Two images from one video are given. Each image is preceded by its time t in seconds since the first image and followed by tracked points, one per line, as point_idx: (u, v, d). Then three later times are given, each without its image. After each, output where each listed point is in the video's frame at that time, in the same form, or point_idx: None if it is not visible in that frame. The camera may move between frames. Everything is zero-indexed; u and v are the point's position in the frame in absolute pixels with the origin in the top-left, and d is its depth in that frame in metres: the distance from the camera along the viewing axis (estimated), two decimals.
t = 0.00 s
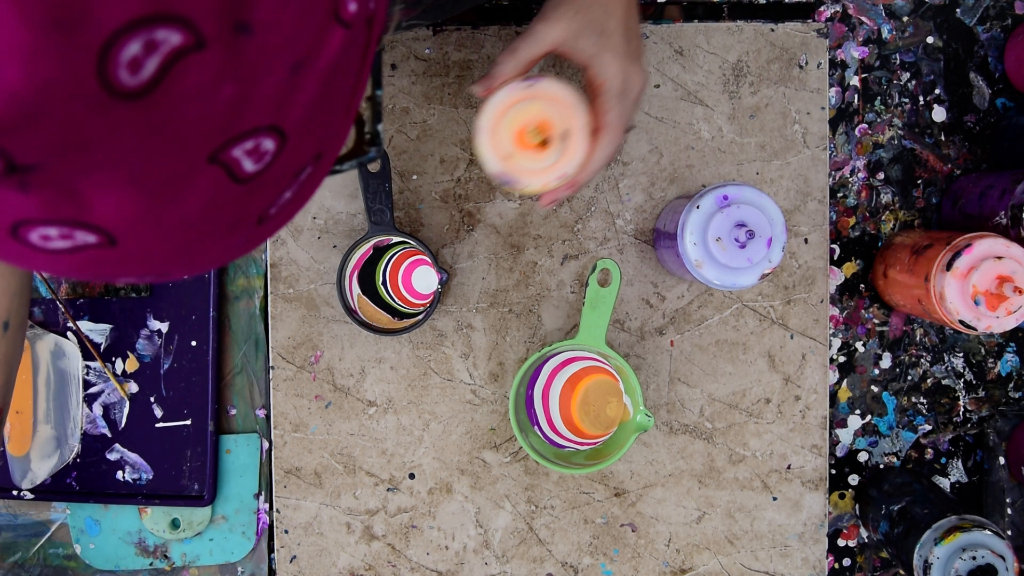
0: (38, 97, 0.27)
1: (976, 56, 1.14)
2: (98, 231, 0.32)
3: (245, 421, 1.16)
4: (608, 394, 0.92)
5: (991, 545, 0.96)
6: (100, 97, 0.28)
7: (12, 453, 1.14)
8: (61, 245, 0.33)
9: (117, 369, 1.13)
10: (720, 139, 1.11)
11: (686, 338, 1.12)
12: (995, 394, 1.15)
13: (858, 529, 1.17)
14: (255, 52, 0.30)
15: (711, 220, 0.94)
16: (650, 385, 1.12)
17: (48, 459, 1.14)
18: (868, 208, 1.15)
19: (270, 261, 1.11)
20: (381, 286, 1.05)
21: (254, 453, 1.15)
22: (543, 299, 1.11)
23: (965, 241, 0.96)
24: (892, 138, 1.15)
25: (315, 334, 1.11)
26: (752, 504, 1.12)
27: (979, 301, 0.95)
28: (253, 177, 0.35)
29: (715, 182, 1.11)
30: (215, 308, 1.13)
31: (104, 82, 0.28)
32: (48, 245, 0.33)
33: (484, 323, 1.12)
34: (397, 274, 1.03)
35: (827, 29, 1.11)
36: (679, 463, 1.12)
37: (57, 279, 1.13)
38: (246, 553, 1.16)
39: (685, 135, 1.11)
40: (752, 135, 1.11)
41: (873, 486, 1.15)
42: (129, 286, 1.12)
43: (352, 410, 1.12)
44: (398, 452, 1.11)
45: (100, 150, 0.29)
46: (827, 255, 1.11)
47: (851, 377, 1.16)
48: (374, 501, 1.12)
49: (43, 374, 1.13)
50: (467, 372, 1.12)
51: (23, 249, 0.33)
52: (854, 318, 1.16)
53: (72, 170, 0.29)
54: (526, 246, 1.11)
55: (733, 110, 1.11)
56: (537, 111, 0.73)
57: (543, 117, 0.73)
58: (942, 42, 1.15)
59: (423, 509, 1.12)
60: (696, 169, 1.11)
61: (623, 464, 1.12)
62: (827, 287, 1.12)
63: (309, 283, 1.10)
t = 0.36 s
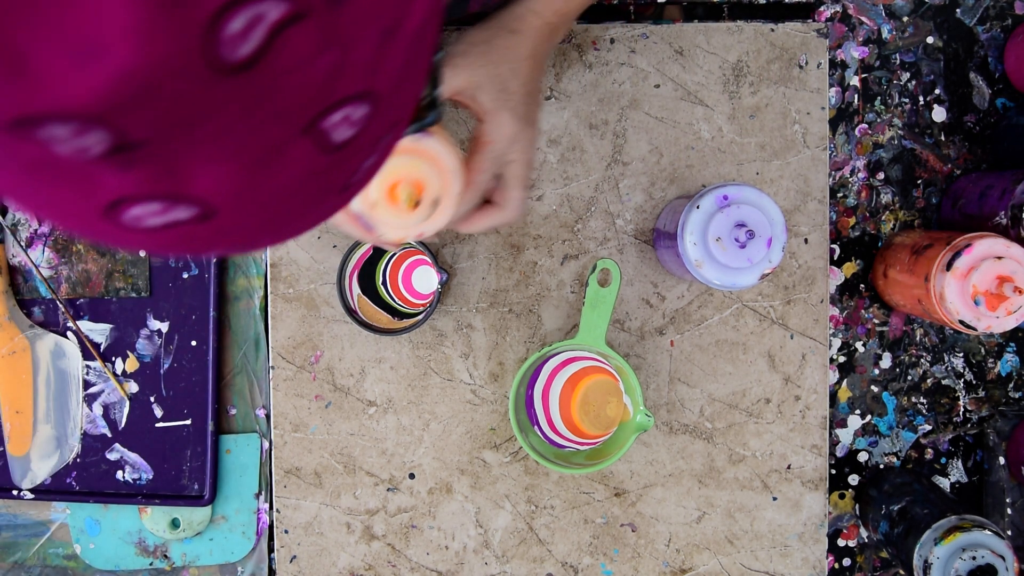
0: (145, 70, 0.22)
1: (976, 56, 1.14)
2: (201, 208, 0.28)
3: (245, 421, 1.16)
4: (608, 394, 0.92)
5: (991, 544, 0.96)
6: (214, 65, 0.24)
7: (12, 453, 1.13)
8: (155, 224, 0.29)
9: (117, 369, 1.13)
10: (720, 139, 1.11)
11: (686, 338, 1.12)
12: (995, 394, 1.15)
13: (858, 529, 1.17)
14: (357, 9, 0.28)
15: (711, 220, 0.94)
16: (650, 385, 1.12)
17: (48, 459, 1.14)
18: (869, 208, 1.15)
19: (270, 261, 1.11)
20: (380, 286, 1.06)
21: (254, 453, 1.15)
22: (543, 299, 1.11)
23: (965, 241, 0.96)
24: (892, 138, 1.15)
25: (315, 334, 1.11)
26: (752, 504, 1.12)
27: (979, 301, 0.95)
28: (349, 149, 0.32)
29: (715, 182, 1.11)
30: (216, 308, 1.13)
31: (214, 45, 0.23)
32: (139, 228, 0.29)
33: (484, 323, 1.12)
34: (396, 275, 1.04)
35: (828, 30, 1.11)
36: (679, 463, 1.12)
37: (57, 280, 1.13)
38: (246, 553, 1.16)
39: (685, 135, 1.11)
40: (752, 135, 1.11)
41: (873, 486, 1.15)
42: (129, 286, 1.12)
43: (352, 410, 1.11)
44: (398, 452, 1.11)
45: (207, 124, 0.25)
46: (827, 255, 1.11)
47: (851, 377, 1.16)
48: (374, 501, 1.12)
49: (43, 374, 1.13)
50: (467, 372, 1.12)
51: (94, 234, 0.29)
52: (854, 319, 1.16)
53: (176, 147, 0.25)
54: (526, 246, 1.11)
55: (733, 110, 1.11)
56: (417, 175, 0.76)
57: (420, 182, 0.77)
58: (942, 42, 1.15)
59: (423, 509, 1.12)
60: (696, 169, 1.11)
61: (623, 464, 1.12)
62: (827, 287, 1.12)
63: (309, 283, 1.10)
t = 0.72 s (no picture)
0: (519, 36, 0.27)
1: (976, 56, 1.14)
2: (484, 163, 0.36)
3: (245, 421, 1.16)
4: (607, 394, 0.92)
5: (991, 545, 0.96)
6: (570, 28, 0.28)
7: (12, 453, 1.14)
8: (443, 175, 0.37)
9: (117, 369, 1.13)
10: (720, 139, 1.11)
11: (686, 338, 1.12)
12: (995, 395, 1.15)
13: (858, 529, 1.17)
14: None
15: (711, 220, 0.94)
16: (650, 385, 1.12)
17: (48, 459, 1.14)
18: (868, 208, 1.15)
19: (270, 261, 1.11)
20: (381, 286, 1.04)
21: (255, 453, 1.15)
22: (543, 299, 1.11)
23: (965, 241, 0.96)
24: (891, 138, 1.15)
25: (315, 334, 1.11)
26: (752, 504, 1.12)
27: (979, 301, 0.95)
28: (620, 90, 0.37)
29: (715, 182, 1.11)
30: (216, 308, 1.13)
31: (574, 11, 0.27)
32: (433, 176, 0.37)
33: (484, 323, 1.12)
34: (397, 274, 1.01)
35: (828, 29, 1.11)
36: (679, 463, 1.12)
37: (57, 279, 1.13)
38: (246, 553, 1.16)
39: (685, 135, 1.11)
40: (752, 135, 1.11)
41: (873, 486, 1.15)
42: (129, 286, 1.12)
43: (352, 410, 1.11)
44: (398, 452, 1.11)
45: (541, 73, 0.30)
46: (827, 255, 1.11)
47: (851, 377, 1.16)
48: (374, 501, 1.12)
49: (43, 374, 1.13)
50: (467, 372, 1.12)
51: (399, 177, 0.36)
52: (854, 318, 1.16)
53: (509, 96, 0.31)
54: (526, 246, 1.11)
55: (732, 110, 1.11)
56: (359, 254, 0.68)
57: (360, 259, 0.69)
58: (942, 42, 1.15)
59: (423, 509, 1.12)
60: (696, 169, 1.11)
61: (623, 464, 1.12)
62: (827, 287, 1.12)
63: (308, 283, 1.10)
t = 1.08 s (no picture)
0: (789, 86, 0.27)
1: (976, 56, 1.14)
2: (687, 199, 0.36)
3: (245, 421, 1.16)
4: (608, 394, 0.92)
5: (991, 545, 0.96)
6: (822, 68, 0.28)
7: (12, 453, 1.14)
8: (647, 209, 0.36)
9: (118, 369, 1.13)
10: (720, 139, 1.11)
11: (686, 338, 1.12)
12: (995, 395, 1.15)
13: (858, 529, 1.17)
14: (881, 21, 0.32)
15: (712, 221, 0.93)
16: (650, 385, 1.12)
17: (48, 459, 1.14)
18: (868, 208, 1.15)
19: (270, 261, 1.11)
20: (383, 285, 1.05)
21: (255, 453, 1.15)
22: (543, 299, 1.11)
23: (965, 241, 0.96)
24: (892, 138, 1.15)
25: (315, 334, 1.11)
26: (752, 504, 1.12)
27: (979, 301, 0.95)
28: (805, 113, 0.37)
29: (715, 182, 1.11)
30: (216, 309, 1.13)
31: (830, 50, 0.27)
32: (634, 211, 0.36)
33: (484, 323, 1.12)
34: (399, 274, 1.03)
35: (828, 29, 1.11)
36: (679, 463, 1.12)
37: (57, 280, 1.13)
38: (246, 553, 1.16)
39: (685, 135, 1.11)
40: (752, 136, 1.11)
41: (873, 486, 1.15)
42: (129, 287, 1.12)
43: (352, 410, 1.11)
44: (398, 452, 1.11)
45: (781, 118, 0.30)
46: (827, 255, 1.11)
47: (851, 377, 1.16)
48: (374, 501, 1.12)
49: (43, 374, 1.13)
50: (467, 372, 1.11)
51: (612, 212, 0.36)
52: (854, 319, 1.16)
53: (751, 139, 0.31)
54: (526, 246, 1.11)
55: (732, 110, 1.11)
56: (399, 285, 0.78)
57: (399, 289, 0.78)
58: (942, 42, 1.15)
59: (423, 509, 1.12)
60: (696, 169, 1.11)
61: (623, 464, 1.12)
62: (827, 287, 1.12)
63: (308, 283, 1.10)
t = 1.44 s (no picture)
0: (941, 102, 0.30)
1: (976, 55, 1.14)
2: (804, 208, 0.37)
3: (245, 421, 1.16)
4: (608, 394, 0.92)
5: (991, 545, 0.96)
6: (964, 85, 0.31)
7: (12, 453, 1.14)
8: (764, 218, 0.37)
9: (117, 369, 1.13)
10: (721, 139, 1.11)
11: (686, 338, 1.12)
12: (995, 395, 1.15)
13: (858, 528, 1.17)
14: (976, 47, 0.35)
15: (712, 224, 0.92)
16: (650, 385, 1.12)
17: (48, 459, 1.14)
18: (868, 208, 1.15)
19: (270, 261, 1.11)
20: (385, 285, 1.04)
21: (255, 453, 1.15)
22: (543, 299, 1.11)
23: (966, 241, 0.96)
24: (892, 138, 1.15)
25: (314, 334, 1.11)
26: (752, 504, 1.12)
27: (979, 301, 0.95)
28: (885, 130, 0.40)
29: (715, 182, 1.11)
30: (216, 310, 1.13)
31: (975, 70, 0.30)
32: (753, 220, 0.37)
33: (484, 323, 1.12)
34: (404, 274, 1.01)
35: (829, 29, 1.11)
36: (679, 463, 1.12)
37: (57, 280, 1.13)
38: (247, 553, 1.16)
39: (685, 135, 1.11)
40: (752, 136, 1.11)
41: (873, 486, 1.15)
42: (129, 287, 1.12)
43: (352, 410, 1.12)
44: (398, 452, 1.11)
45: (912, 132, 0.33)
46: (827, 255, 1.11)
47: (851, 377, 1.16)
48: (375, 501, 1.12)
49: (43, 374, 1.13)
50: (467, 372, 1.11)
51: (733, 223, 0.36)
52: (854, 318, 1.16)
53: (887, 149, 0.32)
54: (526, 246, 1.11)
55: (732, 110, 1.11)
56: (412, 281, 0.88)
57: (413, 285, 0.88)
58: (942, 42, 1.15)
59: (423, 509, 1.12)
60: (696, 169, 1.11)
61: (623, 464, 1.12)
62: (827, 287, 1.12)
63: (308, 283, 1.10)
